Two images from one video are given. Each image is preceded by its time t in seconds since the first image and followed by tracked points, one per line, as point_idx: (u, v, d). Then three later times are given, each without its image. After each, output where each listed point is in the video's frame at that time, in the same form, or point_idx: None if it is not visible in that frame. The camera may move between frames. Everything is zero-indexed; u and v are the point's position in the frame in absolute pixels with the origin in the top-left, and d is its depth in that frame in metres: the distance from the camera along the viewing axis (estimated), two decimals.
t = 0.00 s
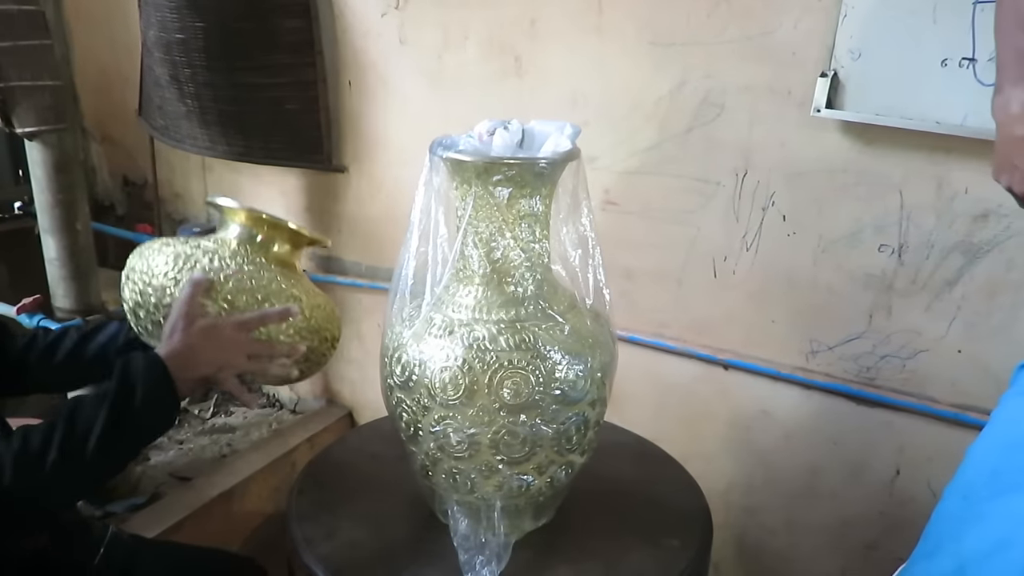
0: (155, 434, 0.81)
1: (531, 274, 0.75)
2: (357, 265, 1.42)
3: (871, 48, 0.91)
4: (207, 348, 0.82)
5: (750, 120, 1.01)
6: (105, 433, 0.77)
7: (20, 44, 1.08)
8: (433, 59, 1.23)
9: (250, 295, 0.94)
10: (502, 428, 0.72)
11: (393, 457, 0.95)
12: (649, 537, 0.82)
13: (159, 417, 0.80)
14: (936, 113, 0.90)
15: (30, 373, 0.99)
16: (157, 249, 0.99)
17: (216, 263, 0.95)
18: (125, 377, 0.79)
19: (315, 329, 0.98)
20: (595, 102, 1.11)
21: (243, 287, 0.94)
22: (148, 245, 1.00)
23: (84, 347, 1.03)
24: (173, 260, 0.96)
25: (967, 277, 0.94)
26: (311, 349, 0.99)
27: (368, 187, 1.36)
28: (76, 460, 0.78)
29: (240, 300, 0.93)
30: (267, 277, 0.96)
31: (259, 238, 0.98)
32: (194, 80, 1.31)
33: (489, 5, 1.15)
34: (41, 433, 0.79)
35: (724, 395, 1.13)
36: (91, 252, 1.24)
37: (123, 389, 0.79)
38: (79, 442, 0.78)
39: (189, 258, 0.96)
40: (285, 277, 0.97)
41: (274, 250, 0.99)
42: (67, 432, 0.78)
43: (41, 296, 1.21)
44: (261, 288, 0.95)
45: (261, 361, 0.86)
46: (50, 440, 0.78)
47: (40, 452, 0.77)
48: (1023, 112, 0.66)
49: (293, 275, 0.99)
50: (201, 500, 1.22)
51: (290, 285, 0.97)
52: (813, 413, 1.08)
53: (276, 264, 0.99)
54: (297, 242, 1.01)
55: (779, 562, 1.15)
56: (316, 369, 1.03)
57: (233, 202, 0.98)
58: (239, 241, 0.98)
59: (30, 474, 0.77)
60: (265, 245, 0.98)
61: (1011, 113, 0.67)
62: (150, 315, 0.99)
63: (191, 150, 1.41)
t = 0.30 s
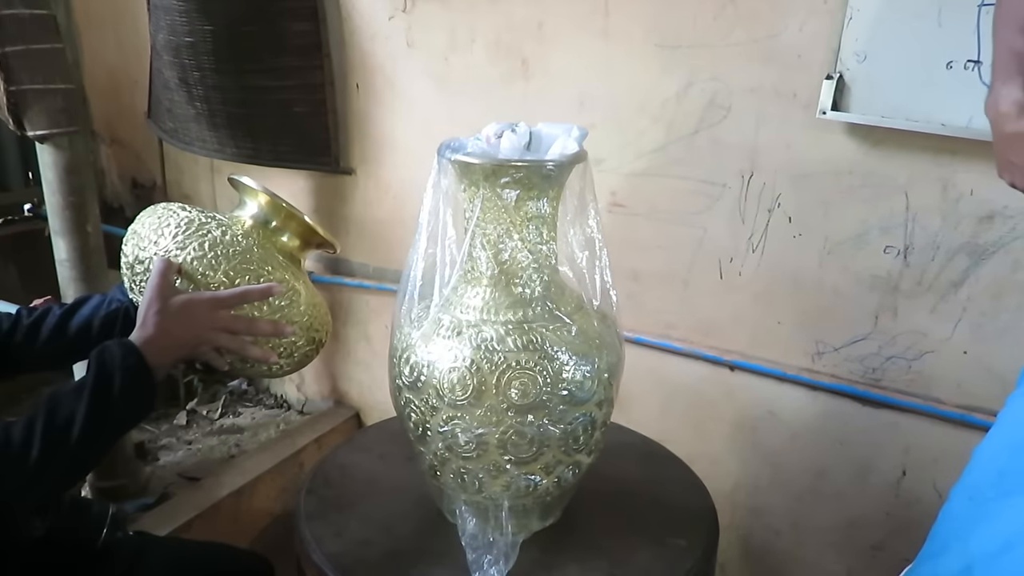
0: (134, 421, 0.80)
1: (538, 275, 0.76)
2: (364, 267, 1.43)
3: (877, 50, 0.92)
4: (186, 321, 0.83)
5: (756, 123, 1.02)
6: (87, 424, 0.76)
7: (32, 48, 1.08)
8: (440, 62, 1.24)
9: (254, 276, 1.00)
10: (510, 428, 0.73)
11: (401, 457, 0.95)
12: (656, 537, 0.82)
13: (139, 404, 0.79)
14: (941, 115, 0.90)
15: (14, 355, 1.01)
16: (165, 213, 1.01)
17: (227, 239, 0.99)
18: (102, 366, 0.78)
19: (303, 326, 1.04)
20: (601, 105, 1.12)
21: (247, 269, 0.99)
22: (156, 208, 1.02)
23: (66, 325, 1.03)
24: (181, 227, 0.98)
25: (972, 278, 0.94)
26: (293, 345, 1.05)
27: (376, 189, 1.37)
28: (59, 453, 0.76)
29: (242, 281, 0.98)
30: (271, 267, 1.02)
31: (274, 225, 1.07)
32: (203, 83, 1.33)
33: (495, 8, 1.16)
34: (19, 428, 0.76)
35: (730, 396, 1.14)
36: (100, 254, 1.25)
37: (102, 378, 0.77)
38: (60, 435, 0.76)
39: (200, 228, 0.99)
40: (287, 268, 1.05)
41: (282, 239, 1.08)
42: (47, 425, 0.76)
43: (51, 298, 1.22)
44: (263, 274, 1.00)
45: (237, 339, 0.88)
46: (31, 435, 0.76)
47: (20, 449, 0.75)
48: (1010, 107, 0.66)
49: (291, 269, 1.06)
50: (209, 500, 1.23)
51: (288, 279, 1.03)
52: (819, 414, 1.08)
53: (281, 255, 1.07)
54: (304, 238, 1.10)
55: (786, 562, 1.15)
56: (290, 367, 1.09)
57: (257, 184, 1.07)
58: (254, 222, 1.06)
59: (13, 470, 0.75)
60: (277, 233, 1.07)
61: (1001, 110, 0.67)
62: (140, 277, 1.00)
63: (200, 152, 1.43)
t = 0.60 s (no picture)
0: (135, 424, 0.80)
1: (552, 276, 0.76)
2: (377, 269, 1.44)
3: (890, 53, 0.92)
4: (188, 324, 0.85)
5: (769, 125, 1.02)
6: (89, 426, 0.76)
7: (51, 52, 1.10)
8: (452, 65, 1.24)
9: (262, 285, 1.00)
10: (525, 428, 0.73)
11: (415, 457, 0.96)
12: (669, 537, 0.83)
13: (141, 406, 0.79)
14: (954, 117, 0.90)
15: (17, 354, 1.02)
16: (175, 218, 1.01)
17: (236, 247, 1.00)
18: (103, 369, 0.78)
19: (308, 336, 1.06)
20: (613, 108, 1.12)
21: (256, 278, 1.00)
22: (166, 212, 1.03)
23: (69, 324, 1.04)
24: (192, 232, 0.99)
25: (985, 280, 0.94)
26: (298, 353, 1.07)
27: (388, 192, 1.38)
28: (63, 455, 0.76)
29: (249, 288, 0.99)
30: (278, 275, 1.02)
31: (281, 231, 1.07)
32: (218, 86, 1.33)
33: (508, 11, 1.17)
34: (21, 432, 0.76)
35: (742, 398, 1.14)
36: (116, 256, 1.26)
37: (104, 381, 0.78)
38: (64, 438, 0.76)
39: (211, 235, 1.00)
40: (293, 275, 1.05)
41: (289, 246, 1.08)
42: (50, 429, 0.76)
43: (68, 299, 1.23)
44: (271, 283, 1.01)
45: (239, 344, 0.89)
46: (34, 438, 0.75)
47: (24, 453, 0.75)
48: None
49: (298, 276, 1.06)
50: (224, 500, 1.24)
51: (295, 288, 1.04)
52: (831, 416, 1.08)
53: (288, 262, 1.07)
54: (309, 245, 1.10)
55: (798, 563, 1.16)
56: (293, 373, 1.10)
57: (265, 190, 1.06)
58: (261, 228, 1.07)
59: (16, 474, 0.74)
60: (284, 239, 1.07)
61: None
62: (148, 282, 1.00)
63: (214, 155, 1.43)
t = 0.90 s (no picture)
0: (157, 431, 0.81)
1: (572, 278, 0.77)
2: (394, 270, 1.45)
3: (908, 54, 0.92)
4: (213, 336, 0.84)
5: (787, 127, 1.02)
6: (116, 432, 0.78)
7: (76, 56, 1.11)
8: (470, 68, 1.25)
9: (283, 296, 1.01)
10: (545, 429, 0.74)
11: (435, 458, 0.97)
12: (688, 538, 0.83)
13: (164, 414, 0.80)
14: (973, 118, 0.90)
15: (34, 357, 1.03)
16: (200, 228, 1.03)
17: (260, 259, 1.02)
18: (129, 377, 0.79)
19: (325, 348, 1.07)
20: (630, 110, 1.13)
21: (279, 289, 1.01)
22: (192, 221, 1.04)
23: (84, 328, 1.05)
24: (217, 244, 1.00)
25: (1005, 281, 0.94)
26: (314, 365, 1.08)
27: (406, 194, 1.39)
28: (89, 461, 0.77)
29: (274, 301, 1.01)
30: (299, 289, 1.04)
31: (299, 243, 1.09)
32: (237, 90, 1.34)
33: (525, 14, 1.17)
34: (49, 436, 0.77)
35: (760, 400, 1.14)
36: (138, 258, 1.28)
37: (130, 388, 0.79)
38: (90, 443, 0.77)
39: (236, 246, 1.02)
40: (312, 288, 1.07)
41: (306, 259, 1.10)
42: (77, 433, 0.77)
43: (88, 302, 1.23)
44: (293, 296, 1.03)
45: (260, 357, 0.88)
46: (61, 443, 0.77)
47: (51, 457, 0.76)
48: None
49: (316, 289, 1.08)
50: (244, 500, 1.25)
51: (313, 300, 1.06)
52: (849, 417, 1.08)
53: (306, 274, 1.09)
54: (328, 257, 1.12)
55: (816, 565, 1.15)
56: (306, 385, 1.11)
57: (284, 202, 1.09)
58: (281, 241, 1.09)
59: (45, 478, 0.76)
60: (302, 252, 1.09)
61: None
62: (171, 291, 1.01)
63: (234, 158, 1.45)
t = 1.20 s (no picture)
0: (189, 439, 0.82)
1: (594, 282, 0.77)
2: (414, 273, 1.46)
3: (932, 58, 0.91)
4: (248, 346, 0.86)
5: (808, 131, 1.02)
6: (150, 436, 0.78)
7: (103, 62, 1.13)
8: (490, 72, 1.26)
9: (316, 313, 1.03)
10: (568, 432, 0.74)
11: (456, 460, 0.97)
12: (710, 541, 0.83)
13: (196, 422, 0.81)
14: (997, 122, 0.90)
15: (60, 359, 1.04)
16: (239, 240, 1.05)
17: (294, 276, 1.04)
18: (164, 384, 0.80)
19: (350, 365, 1.09)
20: (650, 114, 1.13)
21: (312, 306, 1.03)
22: (230, 232, 1.07)
23: (107, 332, 1.07)
24: (255, 257, 1.03)
25: None
26: (338, 383, 1.09)
27: (426, 197, 1.40)
28: (123, 465, 0.77)
29: (307, 317, 1.02)
30: (330, 307, 1.06)
31: (328, 258, 1.13)
32: (260, 94, 1.36)
33: (546, 18, 1.18)
34: (83, 440, 0.77)
35: (780, 404, 1.14)
36: (162, 261, 1.29)
37: (165, 397, 0.80)
38: (125, 446, 0.77)
39: (273, 261, 1.04)
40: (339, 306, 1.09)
41: (334, 274, 1.14)
42: (111, 438, 0.77)
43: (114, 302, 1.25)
44: (323, 313, 1.05)
45: (288, 372, 0.90)
46: (96, 447, 0.77)
47: (85, 462, 0.76)
48: None
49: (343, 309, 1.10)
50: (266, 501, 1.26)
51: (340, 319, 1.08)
52: (870, 422, 1.08)
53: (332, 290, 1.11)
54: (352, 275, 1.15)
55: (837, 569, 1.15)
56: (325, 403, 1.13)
57: (317, 219, 1.13)
58: (311, 255, 1.13)
59: (80, 481, 0.75)
60: (330, 267, 1.13)
61: None
62: (204, 300, 1.03)
63: (256, 162, 1.46)
